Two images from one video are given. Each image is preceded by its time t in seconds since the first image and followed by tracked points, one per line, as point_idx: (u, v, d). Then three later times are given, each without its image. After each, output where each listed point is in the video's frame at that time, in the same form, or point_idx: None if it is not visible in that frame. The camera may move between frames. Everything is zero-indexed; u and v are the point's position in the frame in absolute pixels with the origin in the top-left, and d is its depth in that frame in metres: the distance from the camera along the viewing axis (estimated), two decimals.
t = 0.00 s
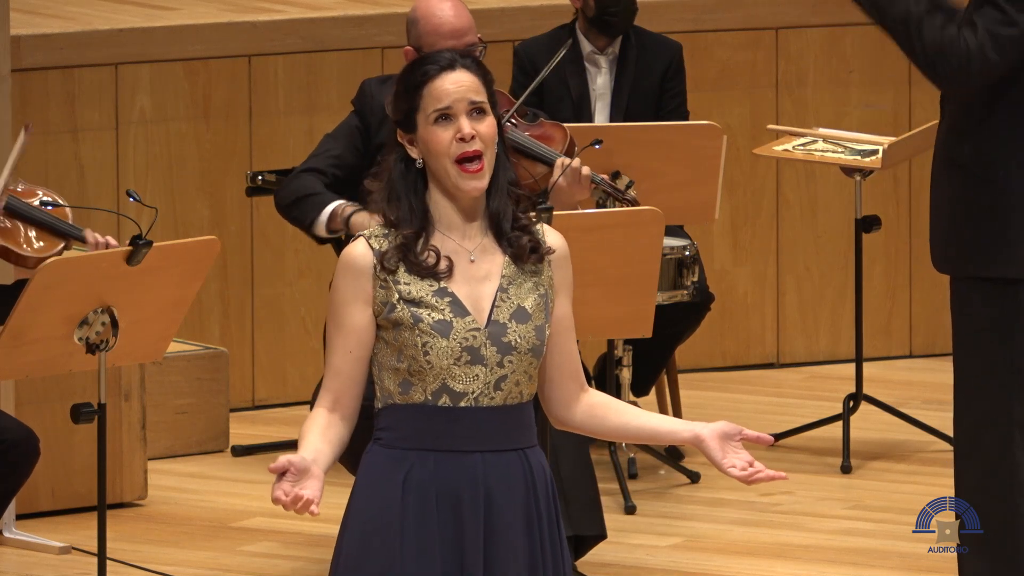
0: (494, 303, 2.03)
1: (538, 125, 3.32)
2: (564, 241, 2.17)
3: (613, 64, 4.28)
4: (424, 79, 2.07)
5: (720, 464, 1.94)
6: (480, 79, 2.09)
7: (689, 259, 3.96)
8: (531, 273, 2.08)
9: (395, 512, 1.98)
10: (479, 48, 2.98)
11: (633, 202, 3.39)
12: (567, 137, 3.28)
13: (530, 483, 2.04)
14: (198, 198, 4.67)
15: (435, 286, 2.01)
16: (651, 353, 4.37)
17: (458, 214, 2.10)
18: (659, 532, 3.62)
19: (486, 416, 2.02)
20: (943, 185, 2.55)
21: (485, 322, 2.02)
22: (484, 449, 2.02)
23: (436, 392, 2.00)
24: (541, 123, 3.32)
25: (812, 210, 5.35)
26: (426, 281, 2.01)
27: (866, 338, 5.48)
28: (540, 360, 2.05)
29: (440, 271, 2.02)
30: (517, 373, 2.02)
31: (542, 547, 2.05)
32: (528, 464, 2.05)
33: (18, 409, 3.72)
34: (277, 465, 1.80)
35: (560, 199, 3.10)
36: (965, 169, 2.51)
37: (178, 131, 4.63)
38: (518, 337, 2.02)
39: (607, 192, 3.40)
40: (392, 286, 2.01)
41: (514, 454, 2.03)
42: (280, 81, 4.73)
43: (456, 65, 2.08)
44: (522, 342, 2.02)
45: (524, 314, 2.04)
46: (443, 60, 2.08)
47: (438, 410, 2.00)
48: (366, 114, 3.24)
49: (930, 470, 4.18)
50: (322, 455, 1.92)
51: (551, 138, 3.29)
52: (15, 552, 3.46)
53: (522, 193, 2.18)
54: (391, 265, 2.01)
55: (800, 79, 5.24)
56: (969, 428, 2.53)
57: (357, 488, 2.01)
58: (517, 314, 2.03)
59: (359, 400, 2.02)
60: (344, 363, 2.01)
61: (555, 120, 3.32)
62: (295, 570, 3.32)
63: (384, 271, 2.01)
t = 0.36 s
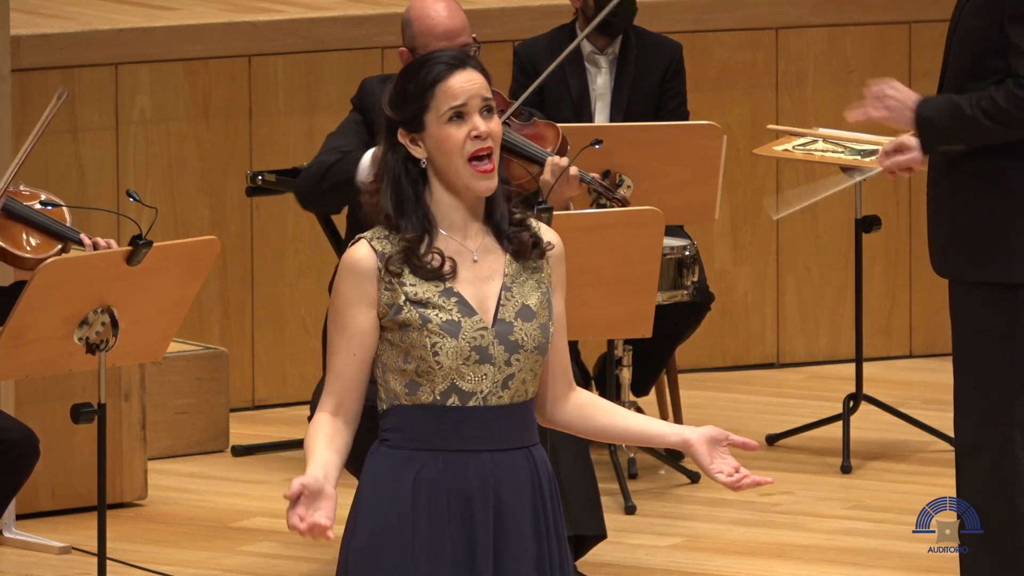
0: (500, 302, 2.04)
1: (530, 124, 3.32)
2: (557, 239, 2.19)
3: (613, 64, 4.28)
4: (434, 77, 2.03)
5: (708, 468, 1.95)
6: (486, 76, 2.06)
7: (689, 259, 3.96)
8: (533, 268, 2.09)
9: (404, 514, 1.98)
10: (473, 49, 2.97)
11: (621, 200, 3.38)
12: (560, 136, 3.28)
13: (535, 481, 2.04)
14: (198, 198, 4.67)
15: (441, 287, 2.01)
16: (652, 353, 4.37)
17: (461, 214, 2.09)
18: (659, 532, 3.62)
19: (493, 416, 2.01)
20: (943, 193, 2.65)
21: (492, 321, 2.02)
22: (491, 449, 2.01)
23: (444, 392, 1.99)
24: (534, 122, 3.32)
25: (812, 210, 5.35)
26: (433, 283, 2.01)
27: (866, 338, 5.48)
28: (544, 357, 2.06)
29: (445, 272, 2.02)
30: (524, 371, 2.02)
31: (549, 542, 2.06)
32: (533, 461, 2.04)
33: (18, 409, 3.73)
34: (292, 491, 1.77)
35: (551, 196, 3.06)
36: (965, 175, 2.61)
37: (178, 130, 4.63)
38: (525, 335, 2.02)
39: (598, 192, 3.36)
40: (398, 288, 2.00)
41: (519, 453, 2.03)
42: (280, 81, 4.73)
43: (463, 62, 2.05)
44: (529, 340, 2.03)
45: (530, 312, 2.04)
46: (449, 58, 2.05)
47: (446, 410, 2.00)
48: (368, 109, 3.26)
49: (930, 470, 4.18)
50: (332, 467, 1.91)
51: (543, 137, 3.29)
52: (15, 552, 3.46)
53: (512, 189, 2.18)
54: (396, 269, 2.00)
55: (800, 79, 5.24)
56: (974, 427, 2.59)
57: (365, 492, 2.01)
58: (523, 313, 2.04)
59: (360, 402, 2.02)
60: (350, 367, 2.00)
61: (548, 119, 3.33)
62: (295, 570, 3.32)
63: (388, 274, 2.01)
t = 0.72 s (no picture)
0: (505, 302, 2.03)
1: (534, 123, 3.31)
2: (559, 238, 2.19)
3: (613, 64, 4.29)
4: (444, 71, 2.03)
5: (695, 485, 1.94)
6: (496, 71, 2.07)
7: (689, 259, 3.96)
8: (537, 272, 2.08)
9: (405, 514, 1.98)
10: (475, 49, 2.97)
11: (631, 197, 3.36)
12: (565, 134, 3.28)
13: (536, 480, 2.04)
14: (198, 198, 4.67)
15: (450, 286, 2.00)
16: (652, 353, 4.37)
17: (469, 211, 2.07)
18: (659, 532, 3.62)
19: (497, 416, 2.01)
20: (942, 192, 2.64)
21: (497, 321, 2.02)
22: (494, 449, 2.01)
23: (449, 391, 1.99)
24: (537, 121, 3.30)
25: (813, 210, 5.35)
26: (443, 281, 2.00)
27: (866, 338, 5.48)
28: (547, 357, 2.05)
29: (456, 270, 2.01)
30: (528, 372, 2.02)
31: (550, 540, 2.06)
32: (534, 461, 2.04)
33: (18, 410, 3.73)
34: (289, 538, 1.76)
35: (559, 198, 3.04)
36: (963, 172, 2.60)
37: (178, 130, 4.63)
38: (530, 335, 2.02)
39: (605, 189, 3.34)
40: (407, 285, 1.99)
41: (520, 452, 2.03)
42: (280, 81, 4.73)
43: (473, 58, 2.05)
44: (534, 340, 2.02)
45: (534, 312, 2.04)
46: (459, 53, 2.05)
47: (450, 409, 1.99)
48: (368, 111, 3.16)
49: (930, 470, 4.18)
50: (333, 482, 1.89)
51: (548, 136, 3.28)
52: (15, 552, 3.46)
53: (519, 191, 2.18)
54: (407, 264, 1.99)
55: (799, 79, 5.24)
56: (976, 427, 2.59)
57: (366, 490, 2.01)
58: (528, 313, 2.04)
59: (361, 397, 2.01)
60: (354, 360, 1.99)
61: (551, 118, 3.32)
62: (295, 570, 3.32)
63: (399, 269, 2.00)
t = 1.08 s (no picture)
0: (508, 308, 2.03)
1: (538, 124, 3.23)
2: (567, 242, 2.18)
3: (613, 64, 4.29)
4: (444, 73, 2.03)
5: (665, 523, 1.94)
6: (497, 72, 2.06)
7: (689, 259, 3.96)
8: (541, 278, 2.08)
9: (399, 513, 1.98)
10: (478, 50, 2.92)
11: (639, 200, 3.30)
12: (569, 135, 3.21)
13: (529, 483, 2.05)
14: (198, 198, 4.67)
15: (455, 290, 2.00)
16: (652, 353, 4.37)
17: (476, 215, 2.07)
18: (659, 532, 3.62)
19: (493, 420, 2.02)
20: (937, 193, 2.67)
21: (499, 328, 2.02)
22: (489, 452, 2.02)
23: (447, 395, 1.99)
24: (541, 121, 3.23)
25: (812, 210, 5.35)
26: (447, 286, 1.99)
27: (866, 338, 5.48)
28: (547, 365, 2.06)
29: (461, 276, 2.00)
30: (526, 379, 2.03)
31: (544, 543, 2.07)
32: (528, 464, 2.05)
33: (18, 410, 3.73)
34: None
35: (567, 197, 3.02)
36: (963, 178, 2.63)
37: (178, 130, 4.63)
38: (531, 343, 2.02)
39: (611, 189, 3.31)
40: (412, 288, 1.99)
41: (514, 456, 2.04)
42: (280, 82, 4.73)
43: (473, 59, 2.05)
44: (535, 349, 2.02)
45: (536, 319, 2.04)
46: (460, 55, 2.05)
47: (448, 413, 2.00)
48: (369, 112, 3.12)
49: (930, 470, 4.18)
50: (328, 499, 1.91)
51: (553, 137, 3.21)
52: (15, 552, 3.46)
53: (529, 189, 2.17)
54: (414, 268, 1.98)
55: (800, 79, 5.24)
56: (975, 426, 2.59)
57: (360, 489, 2.01)
58: (530, 320, 2.03)
59: (362, 398, 2.00)
60: (358, 359, 1.99)
61: (555, 118, 3.25)
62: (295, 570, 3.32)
63: (404, 272, 1.99)
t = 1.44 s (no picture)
0: (504, 314, 2.03)
1: (538, 122, 3.23)
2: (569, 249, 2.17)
3: (613, 63, 4.29)
4: (443, 84, 2.03)
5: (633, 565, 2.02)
6: (497, 81, 2.06)
7: (689, 259, 3.96)
8: (540, 285, 2.07)
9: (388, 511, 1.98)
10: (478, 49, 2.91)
11: (639, 196, 3.25)
12: (570, 134, 3.20)
13: (521, 488, 2.05)
14: (198, 199, 4.67)
15: (451, 295, 2.00)
16: (652, 353, 4.37)
17: (474, 221, 2.06)
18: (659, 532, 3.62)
19: (487, 425, 2.02)
20: (928, 193, 2.66)
21: (495, 333, 2.02)
22: (482, 457, 2.02)
23: (441, 398, 1.99)
24: (541, 120, 3.23)
25: (812, 210, 5.35)
26: (444, 290, 1.99)
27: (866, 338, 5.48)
28: (542, 371, 2.06)
29: (460, 280, 2.00)
30: (521, 386, 2.03)
31: (534, 548, 2.07)
32: (520, 469, 2.05)
33: (18, 410, 3.73)
34: None
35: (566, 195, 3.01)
36: (959, 180, 2.62)
37: (178, 130, 4.63)
38: (526, 350, 2.02)
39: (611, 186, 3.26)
40: (409, 291, 1.98)
41: (507, 461, 2.04)
42: (280, 81, 4.73)
43: (472, 69, 2.05)
44: (530, 356, 2.02)
45: (533, 326, 2.04)
46: (459, 66, 2.05)
47: (441, 416, 2.00)
48: (366, 114, 3.05)
49: (930, 470, 4.18)
50: (320, 506, 1.93)
51: (553, 135, 3.21)
52: (15, 552, 3.46)
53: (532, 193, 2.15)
54: (411, 272, 1.98)
55: (799, 79, 5.24)
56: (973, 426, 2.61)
57: (350, 487, 2.01)
58: (526, 327, 2.03)
59: (358, 399, 2.00)
60: (355, 362, 1.99)
61: (556, 117, 3.24)
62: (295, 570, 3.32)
63: (402, 275, 1.98)
